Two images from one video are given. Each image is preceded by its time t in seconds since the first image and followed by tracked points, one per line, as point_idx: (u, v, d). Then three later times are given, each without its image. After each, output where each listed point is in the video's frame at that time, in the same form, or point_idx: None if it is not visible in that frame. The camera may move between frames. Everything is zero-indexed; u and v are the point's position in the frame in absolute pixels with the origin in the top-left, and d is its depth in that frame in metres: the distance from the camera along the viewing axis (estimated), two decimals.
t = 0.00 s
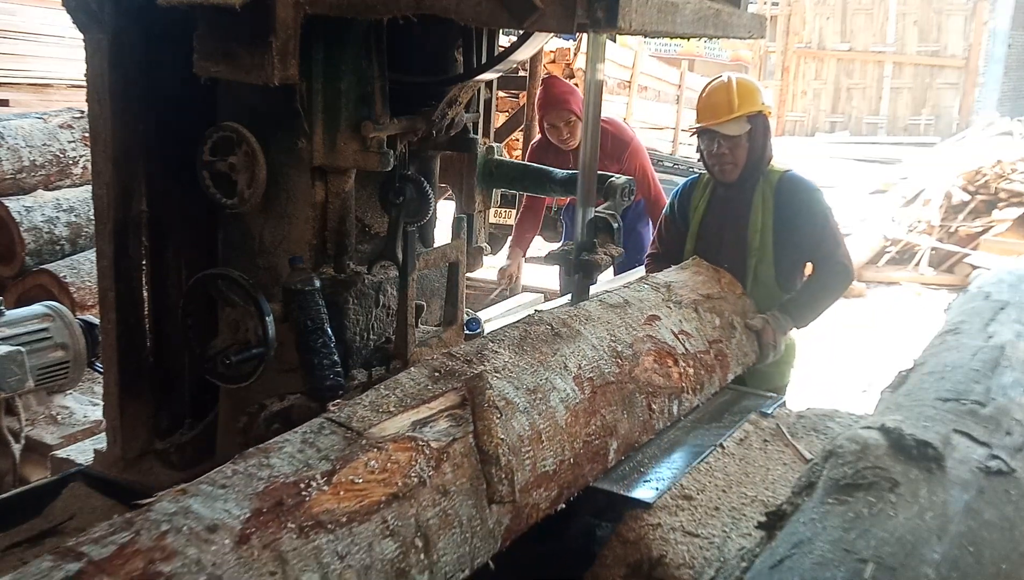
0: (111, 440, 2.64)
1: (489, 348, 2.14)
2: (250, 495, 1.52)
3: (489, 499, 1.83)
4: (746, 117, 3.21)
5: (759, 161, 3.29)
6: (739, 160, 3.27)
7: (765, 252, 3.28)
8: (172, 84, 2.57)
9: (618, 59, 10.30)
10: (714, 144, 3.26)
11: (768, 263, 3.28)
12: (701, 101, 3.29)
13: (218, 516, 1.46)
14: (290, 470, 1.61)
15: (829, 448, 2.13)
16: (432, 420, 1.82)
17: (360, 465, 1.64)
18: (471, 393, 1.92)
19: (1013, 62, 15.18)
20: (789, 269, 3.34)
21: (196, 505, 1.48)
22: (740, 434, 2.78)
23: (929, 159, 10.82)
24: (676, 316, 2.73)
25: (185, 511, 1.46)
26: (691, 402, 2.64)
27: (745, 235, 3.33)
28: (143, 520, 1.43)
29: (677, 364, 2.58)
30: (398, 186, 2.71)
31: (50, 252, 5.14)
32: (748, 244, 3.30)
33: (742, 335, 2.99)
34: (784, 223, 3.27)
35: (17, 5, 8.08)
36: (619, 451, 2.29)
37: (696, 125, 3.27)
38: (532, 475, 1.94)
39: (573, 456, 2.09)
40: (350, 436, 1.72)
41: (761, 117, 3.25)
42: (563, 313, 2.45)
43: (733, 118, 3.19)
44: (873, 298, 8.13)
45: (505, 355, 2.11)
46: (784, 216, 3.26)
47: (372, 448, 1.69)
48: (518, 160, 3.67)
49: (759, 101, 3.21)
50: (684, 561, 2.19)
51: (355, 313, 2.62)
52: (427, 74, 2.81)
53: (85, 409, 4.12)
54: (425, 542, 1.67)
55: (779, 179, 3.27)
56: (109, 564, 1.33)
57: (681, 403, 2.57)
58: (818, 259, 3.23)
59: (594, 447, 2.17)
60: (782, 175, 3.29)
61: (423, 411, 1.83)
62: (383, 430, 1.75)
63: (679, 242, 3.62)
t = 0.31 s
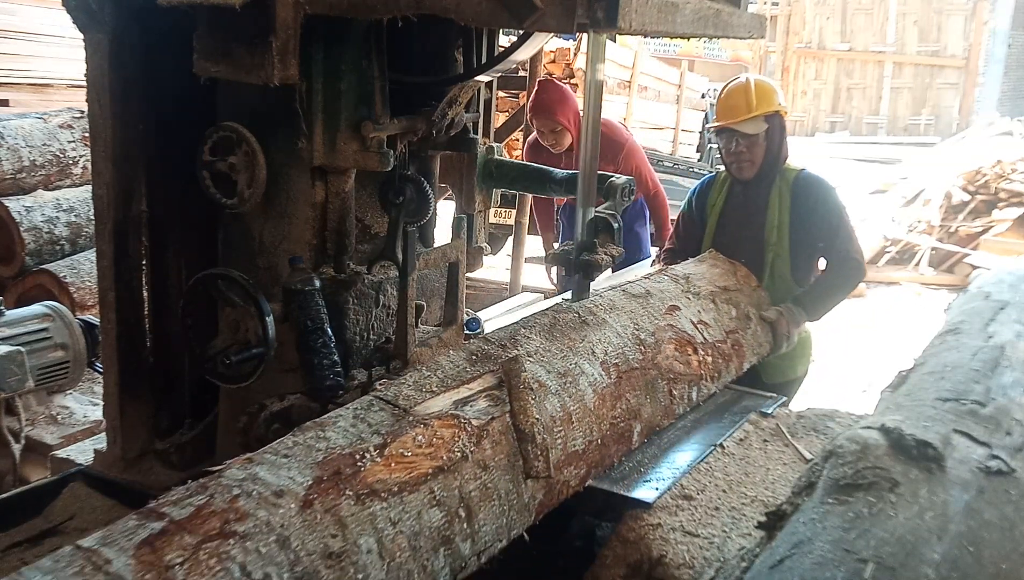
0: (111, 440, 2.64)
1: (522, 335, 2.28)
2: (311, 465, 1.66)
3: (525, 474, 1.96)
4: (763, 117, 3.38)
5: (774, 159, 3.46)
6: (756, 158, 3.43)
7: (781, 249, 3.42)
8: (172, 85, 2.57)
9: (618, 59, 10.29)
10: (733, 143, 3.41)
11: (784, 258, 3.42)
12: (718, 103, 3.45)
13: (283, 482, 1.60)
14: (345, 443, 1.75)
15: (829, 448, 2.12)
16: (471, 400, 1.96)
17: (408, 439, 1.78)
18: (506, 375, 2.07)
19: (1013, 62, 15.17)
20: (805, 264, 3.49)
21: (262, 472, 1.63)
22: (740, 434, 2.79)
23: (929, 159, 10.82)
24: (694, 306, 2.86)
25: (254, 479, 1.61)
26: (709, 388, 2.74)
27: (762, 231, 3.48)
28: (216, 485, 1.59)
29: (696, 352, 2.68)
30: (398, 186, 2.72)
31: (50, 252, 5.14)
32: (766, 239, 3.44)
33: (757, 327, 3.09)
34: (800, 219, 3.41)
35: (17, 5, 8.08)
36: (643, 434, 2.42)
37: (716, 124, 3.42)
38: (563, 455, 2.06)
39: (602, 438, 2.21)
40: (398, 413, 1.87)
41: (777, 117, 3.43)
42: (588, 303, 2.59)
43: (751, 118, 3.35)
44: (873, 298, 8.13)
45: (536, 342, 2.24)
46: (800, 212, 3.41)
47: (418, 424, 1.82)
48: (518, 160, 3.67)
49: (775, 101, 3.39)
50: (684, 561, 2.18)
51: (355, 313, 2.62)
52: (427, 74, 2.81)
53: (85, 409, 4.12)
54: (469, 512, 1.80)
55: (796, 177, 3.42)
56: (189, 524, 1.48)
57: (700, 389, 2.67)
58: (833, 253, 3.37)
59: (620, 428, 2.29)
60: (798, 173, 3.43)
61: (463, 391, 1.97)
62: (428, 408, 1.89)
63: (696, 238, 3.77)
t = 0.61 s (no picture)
0: (111, 440, 2.63)
1: (548, 324, 2.35)
2: (363, 439, 1.73)
3: (558, 452, 2.03)
4: (773, 111, 3.52)
5: (783, 154, 3.58)
6: (766, 152, 3.56)
7: (790, 240, 3.54)
8: (172, 85, 2.58)
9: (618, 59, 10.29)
10: (743, 136, 3.55)
11: (792, 249, 3.54)
12: (731, 97, 3.60)
13: (338, 456, 1.67)
14: (392, 420, 1.82)
15: (829, 448, 2.12)
16: (506, 381, 2.04)
17: (451, 416, 1.85)
18: (538, 358, 2.13)
19: (1012, 62, 15.16)
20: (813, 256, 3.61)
21: (319, 446, 1.70)
22: (740, 434, 2.80)
23: (929, 159, 10.81)
24: (711, 297, 2.94)
25: (311, 451, 1.68)
26: (725, 376, 2.83)
27: (771, 222, 3.60)
28: (277, 456, 1.65)
29: (713, 341, 2.77)
30: (397, 186, 2.71)
31: (50, 252, 5.14)
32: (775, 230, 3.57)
33: (770, 318, 3.18)
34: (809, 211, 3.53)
35: (16, 5, 8.08)
36: (662, 419, 2.50)
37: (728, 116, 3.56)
38: (592, 435, 2.14)
39: (626, 421, 2.30)
40: (438, 393, 1.93)
41: (787, 111, 3.56)
42: (610, 294, 2.67)
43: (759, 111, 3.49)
44: (873, 298, 8.12)
45: (564, 329, 2.32)
46: (809, 203, 3.53)
47: (458, 403, 1.90)
48: (518, 160, 3.67)
49: (784, 96, 3.52)
50: (684, 561, 2.18)
51: (355, 313, 2.62)
52: (427, 74, 2.81)
53: (85, 409, 4.12)
54: (507, 486, 1.87)
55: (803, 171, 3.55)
56: (256, 490, 1.54)
57: (717, 376, 2.76)
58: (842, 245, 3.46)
59: (643, 413, 2.38)
60: (806, 167, 3.56)
61: (497, 374, 2.04)
62: (466, 389, 1.96)
63: (708, 230, 3.90)
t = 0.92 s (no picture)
0: (111, 439, 2.64)
1: (575, 313, 2.51)
2: (411, 416, 1.89)
3: (589, 432, 2.18)
4: (779, 110, 3.57)
5: (788, 151, 3.66)
6: (772, 150, 3.63)
7: (797, 235, 3.60)
8: (172, 85, 2.58)
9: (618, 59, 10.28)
10: (750, 135, 3.61)
11: (800, 244, 3.60)
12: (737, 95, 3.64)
13: (388, 430, 1.83)
14: (435, 400, 1.98)
15: (829, 448, 2.12)
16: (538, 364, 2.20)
17: (489, 397, 2.01)
18: (564, 345, 2.28)
19: (1012, 62, 15.16)
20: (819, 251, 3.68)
21: (369, 422, 1.86)
22: (739, 434, 2.80)
23: (929, 159, 10.81)
24: (726, 290, 3.12)
25: (363, 426, 1.84)
26: (741, 365, 3.00)
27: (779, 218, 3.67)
28: (332, 431, 1.82)
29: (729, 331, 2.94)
30: (398, 186, 2.71)
31: (50, 252, 5.13)
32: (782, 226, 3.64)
33: (783, 311, 3.37)
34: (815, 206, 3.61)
35: (17, 5, 8.08)
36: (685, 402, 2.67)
37: (734, 117, 3.61)
38: (620, 416, 2.30)
39: (650, 405, 2.45)
40: (476, 375, 2.10)
41: (793, 109, 3.62)
42: (632, 284, 2.84)
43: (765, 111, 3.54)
44: (873, 298, 8.12)
45: (590, 317, 2.49)
46: (815, 200, 3.60)
47: (495, 384, 2.06)
48: (518, 160, 3.67)
49: (790, 96, 3.56)
50: (684, 561, 2.18)
51: (355, 313, 2.62)
52: (427, 74, 2.81)
53: (85, 409, 4.12)
54: (542, 461, 2.03)
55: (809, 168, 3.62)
56: (316, 460, 1.71)
57: (733, 364, 2.94)
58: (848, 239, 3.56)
59: (665, 398, 2.54)
60: (812, 164, 3.63)
61: (529, 358, 2.21)
62: (501, 371, 2.13)
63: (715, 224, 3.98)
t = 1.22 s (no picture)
0: (112, 440, 2.64)
1: (602, 299, 2.66)
2: (456, 393, 2.06)
3: (618, 411, 2.35)
4: (790, 108, 3.65)
5: (799, 147, 3.74)
6: (784, 146, 3.71)
7: (807, 229, 3.71)
8: (171, 84, 2.58)
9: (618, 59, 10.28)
10: (762, 132, 3.69)
11: (809, 238, 3.71)
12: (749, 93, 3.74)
13: (435, 405, 1.99)
14: (477, 378, 2.15)
15: (829, 448, 2.12)
16: (570, 347, 2.36)
17: (527, 376, 2.19)
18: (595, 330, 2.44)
19: (1012, 62, 15.17)
20: (829, 244, 3.78)
21: (418, 397, 2.03)
22: (739, 434, 2.80)
23: (929, 159, 10.81)
24: (742, 282, 3.25)
25: (413, 401, 2.00)
26: (757, 353, 3.15)
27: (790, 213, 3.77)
28: (385, 404, 1.98)
29: (746, 320, 3.08)
30: (397, 186, 2.71)
31: (50, 252, 5.14)
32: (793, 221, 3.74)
33: (795, 303, 3.50)
34: (825, 201, 3.69)
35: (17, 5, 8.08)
36: (704, 388, 2.82)
37: (746, 114, 3.70)
38: (646, 398, 2.46)
39: (672, 389, 2.61)
40: (513, 356, 2.27)
41: (803, 107, 3.70)
42: (654, 273, 2.98)
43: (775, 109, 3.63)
44: (874, 298, 8.12)
45: (616, 304, 2.63)
46: (825, 195, 3.68)
47: (532, 365, 2.23)
48: (518, 160, 3.66)
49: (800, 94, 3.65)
50: (684, 561, 2.19)
51: (355, 313, 2.62)
52: (427, 74, 2.81)
53: (85, 409, 4.12)
54: (576, 438, 2.19)
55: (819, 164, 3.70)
56: (373, 430, 1.87)
57: (750, 352, 3.08)
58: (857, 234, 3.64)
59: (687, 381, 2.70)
60: (822, 160, 3.70)
61: (561, 342, 2.36)
62: (536, 354, 2.29)
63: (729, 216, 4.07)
